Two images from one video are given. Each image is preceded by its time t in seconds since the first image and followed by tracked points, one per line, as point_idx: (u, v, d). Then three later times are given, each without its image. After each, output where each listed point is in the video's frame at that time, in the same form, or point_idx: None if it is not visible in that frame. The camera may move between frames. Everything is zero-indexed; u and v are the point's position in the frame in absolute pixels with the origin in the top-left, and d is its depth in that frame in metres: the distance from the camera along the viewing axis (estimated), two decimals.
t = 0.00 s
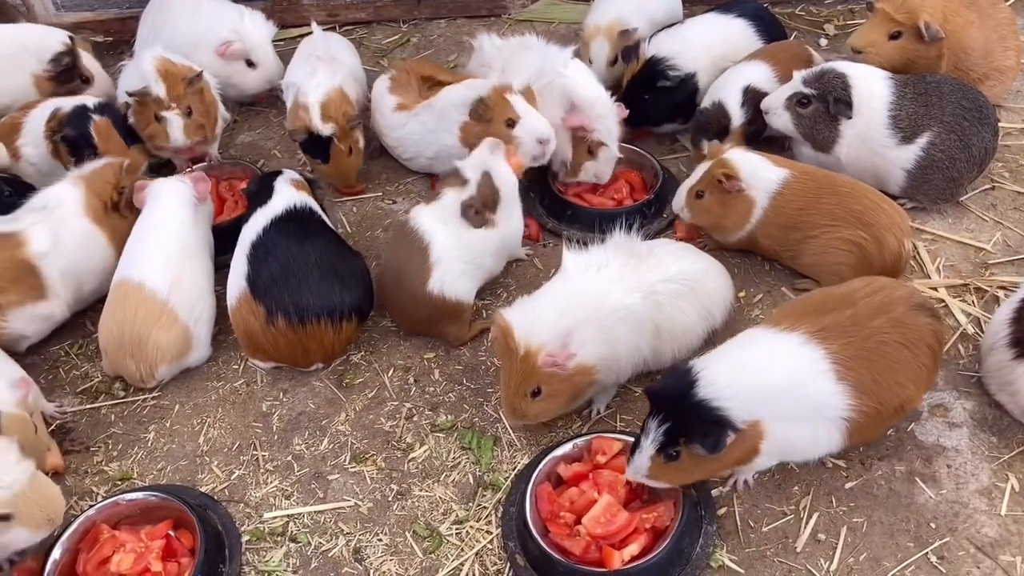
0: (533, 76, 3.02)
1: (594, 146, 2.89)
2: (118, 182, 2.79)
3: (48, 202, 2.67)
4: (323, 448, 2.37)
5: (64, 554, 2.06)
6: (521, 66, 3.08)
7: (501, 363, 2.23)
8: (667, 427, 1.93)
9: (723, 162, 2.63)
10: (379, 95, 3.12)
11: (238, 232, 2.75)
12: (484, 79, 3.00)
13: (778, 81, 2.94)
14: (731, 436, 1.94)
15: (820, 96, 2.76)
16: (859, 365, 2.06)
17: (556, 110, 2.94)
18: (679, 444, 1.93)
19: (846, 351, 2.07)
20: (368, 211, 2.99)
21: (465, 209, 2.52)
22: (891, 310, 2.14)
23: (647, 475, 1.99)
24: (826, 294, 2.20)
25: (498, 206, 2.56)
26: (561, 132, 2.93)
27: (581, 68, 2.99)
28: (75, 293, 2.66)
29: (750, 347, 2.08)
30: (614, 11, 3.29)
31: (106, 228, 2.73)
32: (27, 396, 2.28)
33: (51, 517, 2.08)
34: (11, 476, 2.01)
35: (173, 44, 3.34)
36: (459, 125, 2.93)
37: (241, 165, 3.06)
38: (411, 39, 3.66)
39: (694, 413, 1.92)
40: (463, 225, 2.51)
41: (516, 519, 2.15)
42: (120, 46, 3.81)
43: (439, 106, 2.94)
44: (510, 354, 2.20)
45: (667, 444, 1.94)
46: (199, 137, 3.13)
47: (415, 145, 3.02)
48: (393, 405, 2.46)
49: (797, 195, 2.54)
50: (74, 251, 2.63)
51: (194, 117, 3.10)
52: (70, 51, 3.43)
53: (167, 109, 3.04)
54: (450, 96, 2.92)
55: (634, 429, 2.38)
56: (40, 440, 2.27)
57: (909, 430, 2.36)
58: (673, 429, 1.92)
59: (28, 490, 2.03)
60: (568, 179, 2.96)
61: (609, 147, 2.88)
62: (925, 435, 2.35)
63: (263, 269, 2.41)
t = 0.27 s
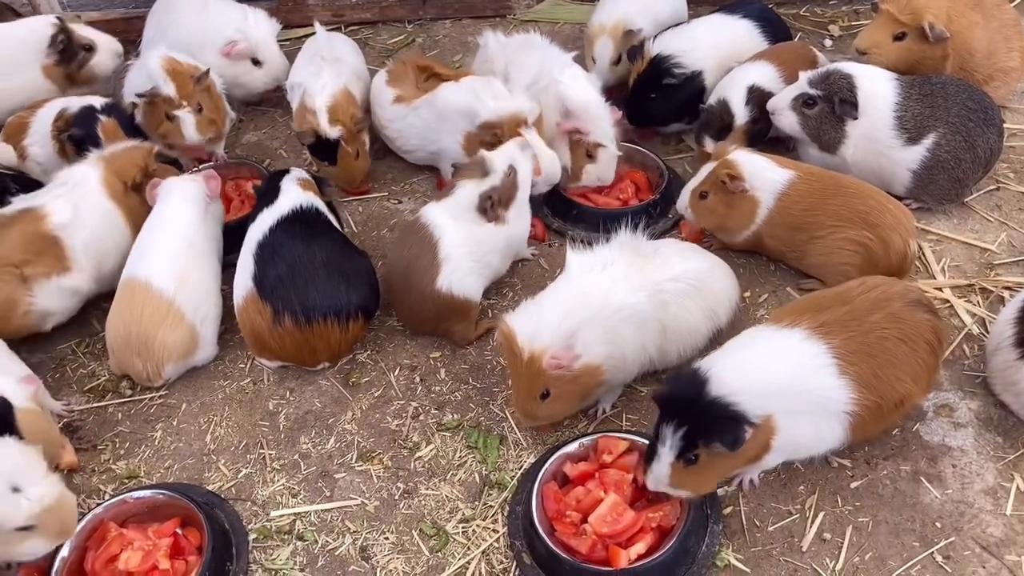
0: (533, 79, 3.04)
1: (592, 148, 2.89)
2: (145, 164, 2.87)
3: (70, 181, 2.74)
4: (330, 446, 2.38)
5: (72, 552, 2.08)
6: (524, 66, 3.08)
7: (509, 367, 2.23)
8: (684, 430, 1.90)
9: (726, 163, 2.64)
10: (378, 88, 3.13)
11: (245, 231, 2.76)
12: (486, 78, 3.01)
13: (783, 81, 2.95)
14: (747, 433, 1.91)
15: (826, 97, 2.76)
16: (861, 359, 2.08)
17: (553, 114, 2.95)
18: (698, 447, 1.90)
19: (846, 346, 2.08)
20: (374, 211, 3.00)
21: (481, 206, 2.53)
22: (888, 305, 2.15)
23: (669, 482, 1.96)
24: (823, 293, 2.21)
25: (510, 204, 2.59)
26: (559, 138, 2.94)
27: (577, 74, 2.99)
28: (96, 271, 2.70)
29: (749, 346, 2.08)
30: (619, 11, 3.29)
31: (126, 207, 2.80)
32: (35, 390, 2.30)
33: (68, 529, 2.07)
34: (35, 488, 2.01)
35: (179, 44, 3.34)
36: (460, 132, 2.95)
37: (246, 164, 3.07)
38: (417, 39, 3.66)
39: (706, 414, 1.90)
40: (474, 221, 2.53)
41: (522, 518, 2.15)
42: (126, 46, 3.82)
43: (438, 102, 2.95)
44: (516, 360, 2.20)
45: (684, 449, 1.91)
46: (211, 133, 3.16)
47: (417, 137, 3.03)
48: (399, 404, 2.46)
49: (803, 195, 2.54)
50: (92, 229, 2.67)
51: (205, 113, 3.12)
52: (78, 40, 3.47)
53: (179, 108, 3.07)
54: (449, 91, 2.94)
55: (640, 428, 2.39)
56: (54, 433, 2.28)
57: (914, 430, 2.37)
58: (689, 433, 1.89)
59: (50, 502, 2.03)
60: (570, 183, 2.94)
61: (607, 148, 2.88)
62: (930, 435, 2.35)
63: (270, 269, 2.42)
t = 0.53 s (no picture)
0: (539, 82, 3.06)
1: (599, 148, 2.88)
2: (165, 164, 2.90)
3: (79, 177, 2.76)
4: (334, 447, 2.38)
5: (78, 553, 2.09)
6: (528, 69, 3.09)
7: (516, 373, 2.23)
8: (700, 449, 1.87)
9: (725, 170, 2.64)
10: (380, 88, 3.14)
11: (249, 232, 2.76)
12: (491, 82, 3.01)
13: (788, 83, 2.95)
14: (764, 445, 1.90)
15: (830, 99, 2.77)
16: (864, 361, 2.08)
17: (558, 115, 2.95)
18: (716, 463, 1.87)
19: (849, 349, 2.08)
20: (378, 211, 3.00)
21: (495, 201, 2.54)
22: (890, 307, 2.16)
23: (687, 503, 1.91)
24: (824, 296, 2.21)
25: (520, 199, 2.61)
26: (564, 139, 2.95)
27: (586, 77, 2.99)
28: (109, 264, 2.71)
29: (752, 354, 2.08)
30: (623, 11, 3.30)
31: (137, 199, 2.81)
32: (34, 385, 2.27)
33: (62, 547, 2.05)
34: (30, 501, 2.02)
35: (184, 44, 3.34)
36: (463, 139, 2.93)
37: (250, 165, 3.08)
38: (420, 40, 3.67)
39: (719, 429, 1.88)
40: (487, 216, 2.54)
41: (527, 518, 2.15)
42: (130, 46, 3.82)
43: (441, 104, 2.95)
44: (522, 365, 2.20)
45: (702, 468, 1.87)
46: (216, 133, 3.17)
47: (418, 138, 3.05)
48: (404, 405, 2.47)
49: (807, 197, 2.54)
50: (104, 224, 2.69)
51: (210, 113, 3.14)
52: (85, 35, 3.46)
53: (184, 107, 3.08)
54: (452, 94, 2.94)
55: (644, 428, 2.39)
56: (62, 427, 2.27)
57: (919, 431, 2.37)
58: (706, 450, 1.86)
59: (46, 518, 2.02)
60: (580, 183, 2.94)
61: (614, 146, 2.87)
62: (935, 436, 2.35)
63: (275, 269, 2.42)
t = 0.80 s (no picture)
0: (544, 83, 3.06)
1: (606, 146, 2.89)
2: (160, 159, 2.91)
3: (76, 180, 2.76)
4: (337, 449, 2.38)
5: (79, 554, 2.08)
6: (531, 72, 3.09)
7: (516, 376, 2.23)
8: (694, 454, 1.86)
9: (726, 174, 2.64)
10: (382, 90, 3.15)
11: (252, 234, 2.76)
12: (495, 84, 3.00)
13: (790, 85, 2.95)
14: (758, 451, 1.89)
15: (831, 102, 2.77)
16: (864, 365, 2.08)
17: (564, 115, 2.95)
18: (709, 469, 1.87)
19: (848, 354, 2.09)
20: (380, 213, 3.00)
21: (502, 202, 2.54)
22: (889, 311, 2.17)
23: (679, 508, 1.91)
24: (824, 301, 2.22)
25: (526, 199, 2.62)
26: (571, 139, 2.94)
27: (589, 74, 3.00)
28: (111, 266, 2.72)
29: (750, 360, 2.08)
30: (625, 11, 3.31)
31: (134, 196, 2.80)
32: (33, 378, 2.29)
33: (53, 559, 2.07)
34: (20, 514, 2.02)
35: (186, 46, 3.36)
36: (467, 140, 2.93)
37: (252, 166, 3.07)
38: (422, 42, 3.67)
39: (714, 435, 1.87)
40: (493, 216, 2.54)
41: (529, 520, 2.16)
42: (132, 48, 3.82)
43: (444, 106, 2.95)
44: (523, 367, 2.19)
45: (695, 474, 1.87)
46: (217, 134, 3.16)
47: (419, 139, 3.06)
48: (406, 406, 2.47)
49: (809, 200, 2.54)
50: (104, 226, 2.70)
51: (210, 115, 3.13)
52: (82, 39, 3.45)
53: (184, 108, 3.07)
54: (455, 97, 2.94)
55: (646, 430, 2.39)
56: (62, 418, 2.31)
57: (921, 434, 2.37)
58: (699, 456, 1.86)
59: (34, 531, 2.03)
60: (592, 182, 2.96)
61: (621, 142, 2.88)
62: (937, 438, 2.36)
63: (277, 269, 2.42)
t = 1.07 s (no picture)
0: (546, 89, 3.08)
1: (617, 146, 2.89)
2: (155, 156, 2.91)
3: (74, 179, 2.76)
4: (334, 449, 2.39)
5: (77, 553, 2.07)
6: (532, 79, 3.10)
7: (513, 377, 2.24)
8: (683, 463, 1.87)
9: (725, 176, 2.64)
10: (380, 90, 3.15)
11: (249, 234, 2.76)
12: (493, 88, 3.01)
13: (789, 86, 2.95)
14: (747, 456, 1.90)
15: (829, 104, 2.78)
16: (852, 368, 2.09)
17: (571, 121, 2.96)
18: (699, 477, 1.87)
19: (834, 357, 2.09)
20: (378, 214, 3.01)
21: (506, 198, 2.56)
22: (874, 315, 2.17)
23: (673, 515, 1.92)
24: (812, 305, 2.22)
25: (529, 202, 2.63)
26: (580, 143, 2.94)
27: (594, 79, 3.04)
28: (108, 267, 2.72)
29: (738, 363, 2.08)
30: (625, 10, 3.32)
31: (130, 194, 2.80)
32: (38, 374, 2.30)
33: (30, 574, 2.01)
34: None
35: (185, 47, 3.36)
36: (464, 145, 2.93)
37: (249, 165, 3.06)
38: (420, 44, 3.68)
39: (701, 443, 1.88)
40: (494, 215, 2.55)
41: (526, 520, 2.16)
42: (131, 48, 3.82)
43: (443, 108, 2.95)
44: (520, 370, 2.20)
45: (686, 482, 1.88)
46: (212, 133, 3.18)
47: (418, 141, 3.07)
48: (403, 407, 2.47)
49: (806, 200, 2.55)
50: (101, 224, 2.70)
51: (206, 115, 3.15)
52: (67, 53, 3.47)
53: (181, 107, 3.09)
54: (455, 99, 2.95)
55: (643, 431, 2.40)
56: (61, 417, 2.31)
57: (917, 435, 2.38)
58: (689, 464, 1.87)
59: (15, 557, 1.94)
60: (604, 182, 2.95)
61: (632, 140, 2.89)
62: (933, 440, 2.36)
63: (275, 266, 2.43)
